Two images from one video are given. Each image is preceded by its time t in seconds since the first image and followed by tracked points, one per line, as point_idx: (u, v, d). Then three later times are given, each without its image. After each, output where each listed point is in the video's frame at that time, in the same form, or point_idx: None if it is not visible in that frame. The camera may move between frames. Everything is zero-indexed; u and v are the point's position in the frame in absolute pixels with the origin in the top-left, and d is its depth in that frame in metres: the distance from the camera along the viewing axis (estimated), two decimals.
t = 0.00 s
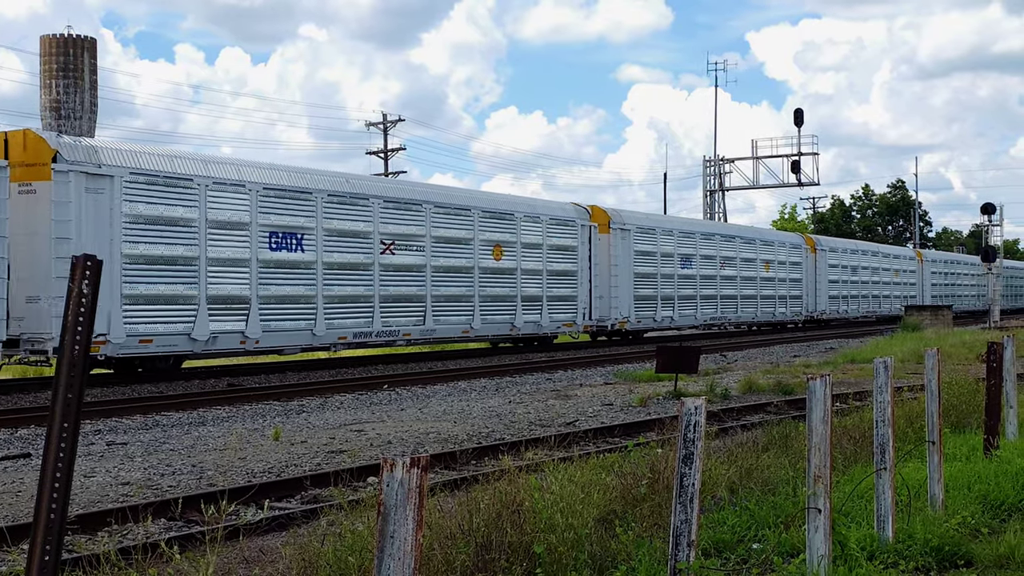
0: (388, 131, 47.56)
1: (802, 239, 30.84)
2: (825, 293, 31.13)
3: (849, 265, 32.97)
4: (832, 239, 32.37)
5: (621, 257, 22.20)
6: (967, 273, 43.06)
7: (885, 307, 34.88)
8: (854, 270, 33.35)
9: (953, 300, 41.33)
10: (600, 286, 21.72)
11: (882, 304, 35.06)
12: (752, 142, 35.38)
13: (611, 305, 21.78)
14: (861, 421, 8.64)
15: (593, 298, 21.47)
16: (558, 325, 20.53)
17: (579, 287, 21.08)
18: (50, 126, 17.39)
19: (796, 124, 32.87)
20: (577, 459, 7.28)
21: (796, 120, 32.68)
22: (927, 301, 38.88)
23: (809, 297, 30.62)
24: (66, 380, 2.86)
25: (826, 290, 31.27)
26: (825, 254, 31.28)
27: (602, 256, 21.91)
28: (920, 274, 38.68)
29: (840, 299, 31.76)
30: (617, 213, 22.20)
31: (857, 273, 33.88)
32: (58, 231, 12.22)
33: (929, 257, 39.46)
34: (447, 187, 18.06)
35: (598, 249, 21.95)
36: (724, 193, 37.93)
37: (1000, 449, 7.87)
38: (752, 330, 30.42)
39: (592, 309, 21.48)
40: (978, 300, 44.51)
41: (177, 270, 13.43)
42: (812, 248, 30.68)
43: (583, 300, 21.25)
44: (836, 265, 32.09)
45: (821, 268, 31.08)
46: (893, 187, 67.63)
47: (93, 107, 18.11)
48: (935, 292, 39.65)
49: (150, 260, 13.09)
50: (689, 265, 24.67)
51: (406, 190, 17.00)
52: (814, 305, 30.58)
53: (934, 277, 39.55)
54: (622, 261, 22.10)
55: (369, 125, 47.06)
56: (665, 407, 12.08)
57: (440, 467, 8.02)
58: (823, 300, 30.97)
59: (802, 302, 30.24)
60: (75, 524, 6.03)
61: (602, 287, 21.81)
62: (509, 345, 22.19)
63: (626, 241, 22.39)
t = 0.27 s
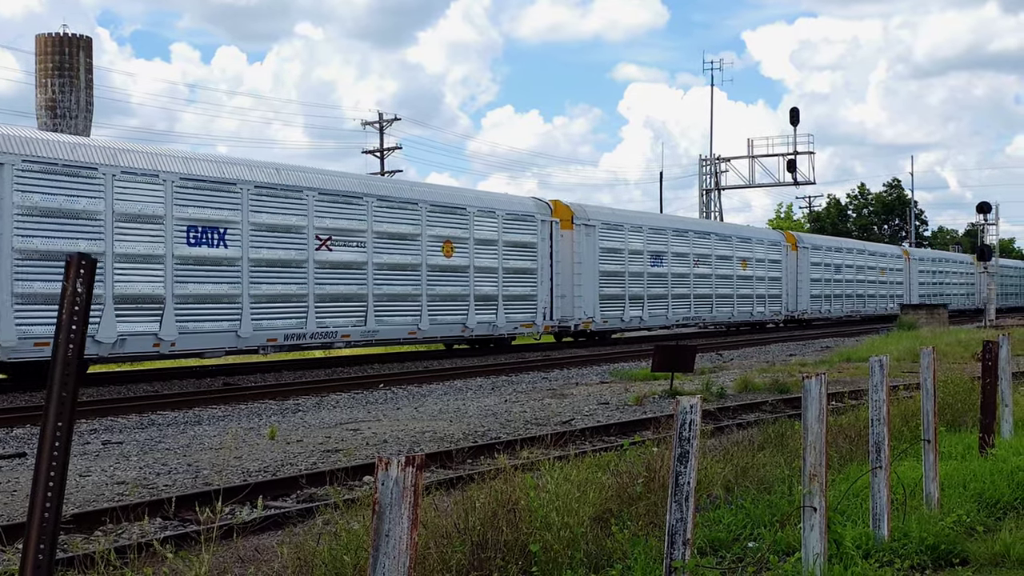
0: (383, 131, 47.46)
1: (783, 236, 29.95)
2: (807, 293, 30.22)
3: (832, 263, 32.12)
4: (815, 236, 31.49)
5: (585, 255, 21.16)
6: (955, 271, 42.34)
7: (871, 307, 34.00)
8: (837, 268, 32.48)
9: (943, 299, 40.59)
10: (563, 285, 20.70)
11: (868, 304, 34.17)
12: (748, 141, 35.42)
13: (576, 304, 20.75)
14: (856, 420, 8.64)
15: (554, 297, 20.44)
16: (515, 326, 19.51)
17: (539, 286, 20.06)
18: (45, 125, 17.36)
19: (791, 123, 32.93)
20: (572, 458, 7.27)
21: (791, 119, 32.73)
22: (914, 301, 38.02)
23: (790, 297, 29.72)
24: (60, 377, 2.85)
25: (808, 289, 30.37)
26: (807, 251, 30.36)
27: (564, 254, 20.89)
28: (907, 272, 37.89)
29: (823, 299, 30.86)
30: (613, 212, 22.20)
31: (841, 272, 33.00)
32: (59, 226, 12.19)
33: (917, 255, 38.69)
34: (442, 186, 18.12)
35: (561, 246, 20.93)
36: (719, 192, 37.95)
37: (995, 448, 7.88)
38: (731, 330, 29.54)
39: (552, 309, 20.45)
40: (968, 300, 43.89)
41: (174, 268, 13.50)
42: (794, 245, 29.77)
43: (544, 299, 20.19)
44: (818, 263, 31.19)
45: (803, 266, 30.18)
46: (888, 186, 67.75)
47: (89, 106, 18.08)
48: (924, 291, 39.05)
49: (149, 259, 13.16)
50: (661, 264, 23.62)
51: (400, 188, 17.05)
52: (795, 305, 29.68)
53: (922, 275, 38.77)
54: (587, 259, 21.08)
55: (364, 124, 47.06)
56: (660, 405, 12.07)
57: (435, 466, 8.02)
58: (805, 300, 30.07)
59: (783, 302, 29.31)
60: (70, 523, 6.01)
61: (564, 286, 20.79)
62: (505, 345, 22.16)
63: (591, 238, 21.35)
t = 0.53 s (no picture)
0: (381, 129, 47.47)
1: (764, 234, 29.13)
2: (789, 292, 29.39)
3: (815, 262, 31.33)
4: (798, 234, 30.68)
5: (548, 252, 20.05)
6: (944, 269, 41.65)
7: (856, 307, 33.23)
8: (820, 267, 31.67)
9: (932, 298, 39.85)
10: (524, 283, 19.65)
11: (853, 303, 33.39)
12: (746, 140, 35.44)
13: (538, 304, 19.67)
14: (855, 419, 8.64)
15: (514, 295, 19.36)
16: (472, 326, 18.33)
17: (499, 284, 19.00)
18: (43, 124, 17.33)
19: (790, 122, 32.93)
20: (570, 457, 7.28)
21: (789, 118, 32.74)
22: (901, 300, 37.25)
23: (772, 296, 28.90)
24: (58, 377, 2.85)
25: (790, 288, 29.54)
26: (790, 249, 29.53)
27: (525, 251, 19.79)
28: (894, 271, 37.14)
29: (806, 298, 30.08)
30: (613, 211, 22.16)
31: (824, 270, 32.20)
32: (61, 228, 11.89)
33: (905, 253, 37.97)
34: (442, 186, 17.99)
35: (522, 242, 19.83)
36: (718, 191, 37.96)
37: (994, 447, 7.88)
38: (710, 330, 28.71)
39: (513, 308, 19.37)
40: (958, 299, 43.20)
41: (176, 269, 13.22)
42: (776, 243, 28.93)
43: (503, 298, 19.09)
44: (801, 261, 30.35)
45: (785, 264, 29.35)
46: (886, 185, 67.85)
47: (86, 105, 18.04)
48: (913, 290, 38.35)
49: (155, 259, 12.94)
50: (631, 261, 22.56)
51: (401, 187, 16.86)
52: (776, 305, 28.86)
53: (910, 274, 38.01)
54: (550, 256, 19.98)
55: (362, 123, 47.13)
56: (659, 405, 12.06)
57: (434, 466, 8.02)
58: (787, 299, 29.27)
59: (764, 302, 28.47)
60: (68, 522, 6.01)
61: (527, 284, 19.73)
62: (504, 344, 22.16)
63: (554, 234, 20.22)
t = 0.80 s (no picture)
0: (378, 128, 47.44)
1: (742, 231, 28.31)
2: (767, 291, 28.56)
3: (796, 260, 30.53)
4: (777, 231, 29.88)
5: (504, 250, 19.14)
6: (933, 267, 40.90)
7: (840, 306, 32.43)
8: (802, 265, 30.85)
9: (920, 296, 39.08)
10: (477, 282, 18.82)
11: (837, 302, 32.57)
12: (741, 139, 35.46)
13: (493, 304, 18.82)
14: (850, 417, 8.66)
15: (467, 295, 18.51)
16: (418, 328, 17.39)
17: (452, 283, 18.15)
18: (38, 123, 17.28)
19: (786, 121, 32.94)
20: (566, 456, 7.28)
21: (785, 117, 32.75)
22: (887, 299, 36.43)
23: (750, 296, 28.06)
24: (53, 377, 2.83)
25: (769, 287, 28.69)
26: (768, 246, 28.67)
27: (480, 247, 18.90)
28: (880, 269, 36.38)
29: (786, 298, 29.26)
30: (608, 210, 22.16)
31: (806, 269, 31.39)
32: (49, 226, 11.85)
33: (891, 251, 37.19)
34: (435, 186, 18.07)
35: (476, 238, 18.92)
36: (713, 190, 37.99)
37: (988, 446, 7.90)
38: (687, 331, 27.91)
39: (465, 309, 18.51)
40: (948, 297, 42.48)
41: (167, 268, 13.21)
42: (753, 241, 28.11)
43: (454, 297, 18.19)
44: (780, 260, 29.54)
45: (764, 262, 28.51)
46: (882, 184, 67.98)
47: (81, 104, 18.03)
48: (901, 289, 37.61)
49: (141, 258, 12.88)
50: (596, 259, 21.65)
51: (392, 186, 16.94)
52: (754, 304, 28.03)
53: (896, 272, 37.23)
54: (508, 254, 19.13)
55: (358, 121, 47.24)
56: (655, 404, 12.07)
57: (429, 464, 8.01)
58: (766, 299, 28.45)
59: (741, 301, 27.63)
60: (63, 521, 5.99)
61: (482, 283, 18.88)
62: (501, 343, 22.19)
63: (512, 231, 19.30)
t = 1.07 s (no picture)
0: (371, 126, 47.35)
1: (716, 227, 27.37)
2: (742, 289, 27.62)
3: (774, 257, 29.65)
4: (753, 227, 28.96)
5: (453, 246, 18.21)
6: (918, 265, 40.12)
7: (820, 304, 31.55)
8: (780, 262, 29.93)
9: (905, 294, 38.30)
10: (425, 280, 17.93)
11: (817, 301, 31.69)
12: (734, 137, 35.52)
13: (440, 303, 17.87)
14: (843, 415, 8.68)
15: (411, 293, 17.52)
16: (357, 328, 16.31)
17: (396, 280, 17.15)
18: (30, 121, 17.22)
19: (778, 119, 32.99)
20: (559, 454, 7.28)
21: (777, 115, 32.81)
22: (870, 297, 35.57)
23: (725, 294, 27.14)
24: (45, 376, 2.81)
25: (744, 284, 27.75)
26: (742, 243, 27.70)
27: (427, 243, 17.97)
28: (863, 266, 35.57)
29: (763, 296, 28.35)
30: (600, 208, 22.18)
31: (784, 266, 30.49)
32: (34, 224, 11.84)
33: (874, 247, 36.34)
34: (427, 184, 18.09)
35: (423, 233, 18.00)
36: (707, 188, 38.03)
37: (981, 443, 7.93)
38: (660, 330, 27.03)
39: (408, 308, 17.52)
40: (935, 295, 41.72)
41: (157, 265, 13.23)
42: (728, 237, 27.17)
43: (397, 295, 17.19)
44: (756, 257, 28.62)
45: (739, 259, 27.56)
46: (875, 182, 68.15)
47: (74, 102, 17.98)
48: (885, 287, 36.81)
49: (129, 256, 12.85)
50: (555, 255, 20.70)
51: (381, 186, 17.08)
52: (728, 302, 27.10)
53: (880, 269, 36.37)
54: (458, 251, 18.21)
55: (351, 119, 47.20)
56: (648, 402, 12.07)
57: (422, 463, 8.00)
58: (742, 296, 27.53)
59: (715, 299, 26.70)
60: (55, 520, 5.96)
61: (428, 281, 17.99)
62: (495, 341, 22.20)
63: (461, 226, 18.39)
